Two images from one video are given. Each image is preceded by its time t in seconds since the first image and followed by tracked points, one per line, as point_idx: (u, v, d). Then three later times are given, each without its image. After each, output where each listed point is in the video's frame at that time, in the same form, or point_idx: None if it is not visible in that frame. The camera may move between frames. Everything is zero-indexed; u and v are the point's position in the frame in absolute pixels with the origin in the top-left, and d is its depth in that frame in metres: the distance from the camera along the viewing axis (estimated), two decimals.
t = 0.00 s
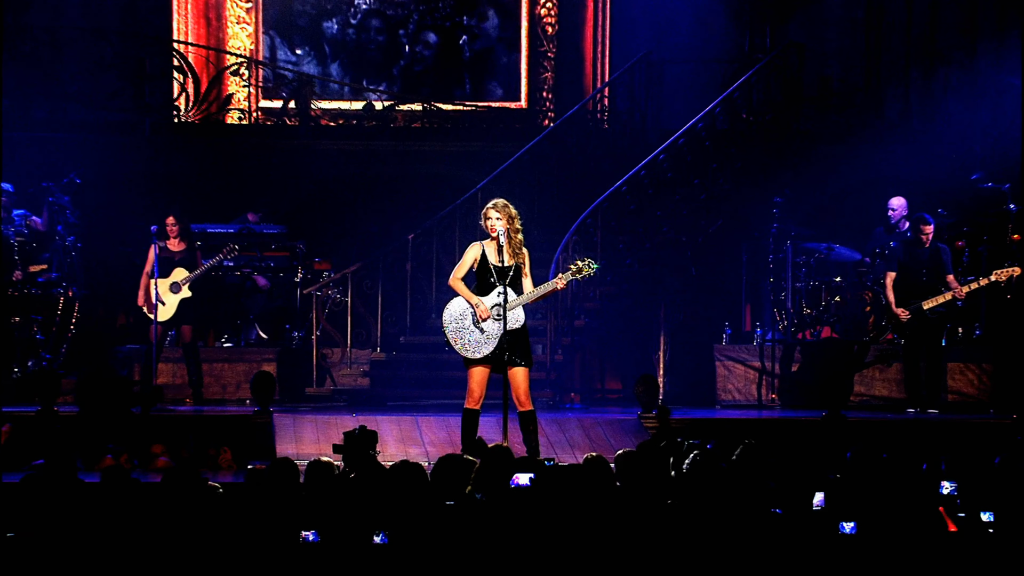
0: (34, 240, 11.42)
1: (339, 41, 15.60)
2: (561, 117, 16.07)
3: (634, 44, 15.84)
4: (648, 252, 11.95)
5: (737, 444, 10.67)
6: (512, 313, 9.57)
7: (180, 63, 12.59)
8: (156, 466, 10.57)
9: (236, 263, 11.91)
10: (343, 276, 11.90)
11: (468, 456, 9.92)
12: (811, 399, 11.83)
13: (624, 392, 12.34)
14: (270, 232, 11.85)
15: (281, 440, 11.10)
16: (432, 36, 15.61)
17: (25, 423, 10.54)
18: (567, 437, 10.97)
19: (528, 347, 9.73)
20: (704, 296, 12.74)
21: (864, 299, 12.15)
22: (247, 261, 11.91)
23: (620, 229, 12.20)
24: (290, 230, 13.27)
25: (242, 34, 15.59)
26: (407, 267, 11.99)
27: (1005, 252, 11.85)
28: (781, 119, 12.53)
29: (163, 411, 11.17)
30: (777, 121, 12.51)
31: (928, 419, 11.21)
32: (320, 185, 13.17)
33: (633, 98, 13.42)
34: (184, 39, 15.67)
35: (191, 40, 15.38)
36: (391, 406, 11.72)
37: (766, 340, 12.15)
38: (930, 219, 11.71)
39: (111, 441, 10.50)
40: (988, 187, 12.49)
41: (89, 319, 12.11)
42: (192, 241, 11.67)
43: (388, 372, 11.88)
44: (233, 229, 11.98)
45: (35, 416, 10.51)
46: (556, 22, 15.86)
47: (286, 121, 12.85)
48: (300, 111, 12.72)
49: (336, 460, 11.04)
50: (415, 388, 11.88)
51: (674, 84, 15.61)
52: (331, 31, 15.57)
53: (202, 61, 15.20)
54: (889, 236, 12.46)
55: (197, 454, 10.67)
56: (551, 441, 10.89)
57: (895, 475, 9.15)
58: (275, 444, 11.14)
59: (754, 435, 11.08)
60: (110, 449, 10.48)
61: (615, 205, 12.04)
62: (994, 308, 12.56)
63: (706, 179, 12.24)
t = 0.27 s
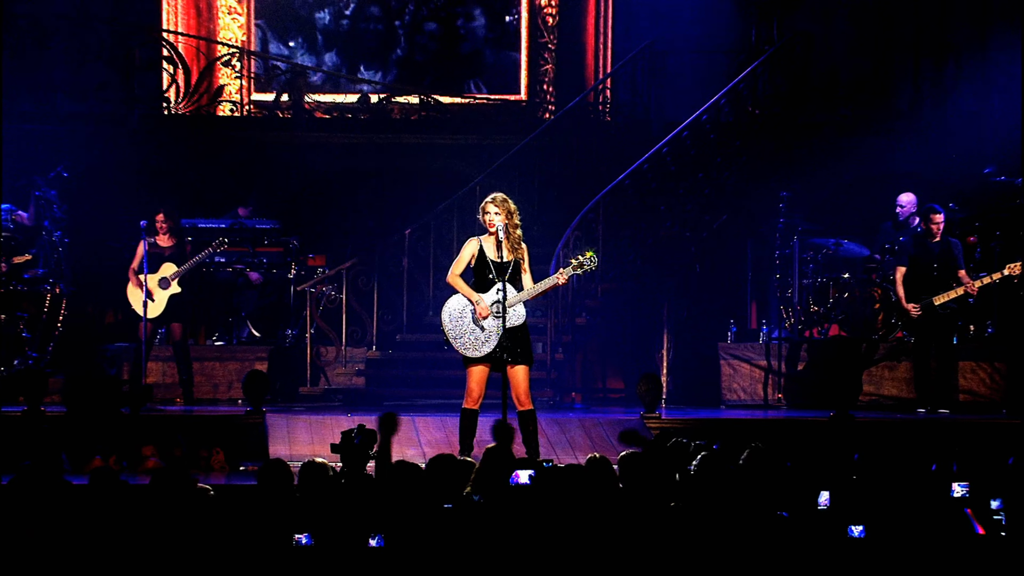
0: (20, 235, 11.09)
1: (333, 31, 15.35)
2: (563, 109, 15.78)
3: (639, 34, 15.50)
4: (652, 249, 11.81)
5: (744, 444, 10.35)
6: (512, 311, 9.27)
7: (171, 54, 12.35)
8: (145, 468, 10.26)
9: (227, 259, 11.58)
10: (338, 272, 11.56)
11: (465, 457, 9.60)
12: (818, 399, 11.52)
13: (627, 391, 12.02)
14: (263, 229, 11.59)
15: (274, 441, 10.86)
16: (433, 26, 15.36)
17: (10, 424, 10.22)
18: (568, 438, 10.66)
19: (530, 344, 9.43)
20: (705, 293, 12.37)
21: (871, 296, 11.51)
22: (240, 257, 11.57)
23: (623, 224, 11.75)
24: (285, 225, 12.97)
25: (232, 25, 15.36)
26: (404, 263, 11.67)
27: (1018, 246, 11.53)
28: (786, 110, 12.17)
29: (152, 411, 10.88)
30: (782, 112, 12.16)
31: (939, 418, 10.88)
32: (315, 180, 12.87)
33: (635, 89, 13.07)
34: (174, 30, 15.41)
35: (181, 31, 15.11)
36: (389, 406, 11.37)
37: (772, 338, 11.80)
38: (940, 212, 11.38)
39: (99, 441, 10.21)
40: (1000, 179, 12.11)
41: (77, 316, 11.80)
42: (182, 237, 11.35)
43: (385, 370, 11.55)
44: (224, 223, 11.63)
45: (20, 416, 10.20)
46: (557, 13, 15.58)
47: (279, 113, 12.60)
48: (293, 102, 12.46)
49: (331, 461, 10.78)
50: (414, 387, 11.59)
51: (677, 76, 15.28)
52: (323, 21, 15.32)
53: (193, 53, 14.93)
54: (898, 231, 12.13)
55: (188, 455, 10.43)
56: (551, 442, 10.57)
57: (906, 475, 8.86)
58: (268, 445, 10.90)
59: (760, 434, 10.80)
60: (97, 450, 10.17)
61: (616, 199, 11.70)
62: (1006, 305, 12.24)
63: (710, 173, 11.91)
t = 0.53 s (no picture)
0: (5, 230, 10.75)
1: (327, 21, 15.04)
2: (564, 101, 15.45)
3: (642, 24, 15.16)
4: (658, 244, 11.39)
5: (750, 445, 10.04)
6: (513, 309, 8.95)
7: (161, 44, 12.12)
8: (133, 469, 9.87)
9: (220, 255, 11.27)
10: (333, 269, 11.26)
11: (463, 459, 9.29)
12: (827, 399, 11.22)
13: (630, 391, 11.73)
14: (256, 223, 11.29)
15: (267, 442, 10.57)
16: (432, 15, 15.03)
17: None
18: (569, 439, 10.37)
19: (531, 344, 9.11)
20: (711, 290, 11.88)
21: (882, 293, 11.29)
22: (232, 253, 11.33)
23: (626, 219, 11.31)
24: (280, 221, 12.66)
25: (224, 15, 15.10)
26: (401, 260, 11.28)
27: None
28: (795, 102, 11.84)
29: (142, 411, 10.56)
30: (790, 104, 11.82)
31: (951, 419, 10.58)
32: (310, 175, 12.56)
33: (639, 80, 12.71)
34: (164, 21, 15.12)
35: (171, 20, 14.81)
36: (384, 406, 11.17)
37: (779, 337, 11.51)
38: (953, 207, 11.06)
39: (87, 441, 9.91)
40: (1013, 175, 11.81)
41: (65, 314, 11.50)
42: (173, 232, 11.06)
43: (381, 370, 11.15)
44: (216, 218, 11.32)
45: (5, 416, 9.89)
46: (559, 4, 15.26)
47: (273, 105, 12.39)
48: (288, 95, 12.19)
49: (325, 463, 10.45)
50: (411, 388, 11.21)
51: (681, 69, 14.94)
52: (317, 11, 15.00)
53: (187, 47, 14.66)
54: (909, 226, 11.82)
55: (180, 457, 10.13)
56: (552, 442, 10.31)
57: (919, 479, 8.57)
58: (261, 447, 10.65)
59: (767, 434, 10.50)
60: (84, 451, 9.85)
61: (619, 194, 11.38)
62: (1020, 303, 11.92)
63: (715, 167, 11.54)
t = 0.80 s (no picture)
0: None
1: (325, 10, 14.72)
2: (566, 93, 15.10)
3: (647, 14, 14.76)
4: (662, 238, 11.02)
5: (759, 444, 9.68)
6: (513, 306, 8.59)
7: (150, 31, 11.88)
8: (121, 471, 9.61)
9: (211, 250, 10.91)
10: (328, 264, 10.91)
11: (462, 460, 8.93)
12: (838, 398, 10.84)
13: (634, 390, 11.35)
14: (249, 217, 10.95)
15: (259, 443, 10.16)
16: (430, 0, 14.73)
17: None
18: (571, 440, 10.02)
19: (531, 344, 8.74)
20: (721, 285, 11.29)
21: (895, 288, 11.00)
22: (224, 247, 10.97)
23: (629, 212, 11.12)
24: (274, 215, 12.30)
25: (214, 4, 14.70)
26: (398, 254, 10.90)
27: None
28: (804, 92, 11.48)
29: (130, 411, 10.18)
30: (800, 95, 11.48)
31: (966, 419, 10.20)
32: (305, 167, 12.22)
33: (644, 70, 12.33)
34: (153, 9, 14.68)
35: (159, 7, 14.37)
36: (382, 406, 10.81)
37: (788, 334, 11.07)
38: (968, 198, 10.66)
39: (72, 441, 9.57)
40: None
41: (51, 310, 11.14)
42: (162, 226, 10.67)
43: (378, 369, 10.76)
44: (207, 212, 11.00)
45: None
46: None
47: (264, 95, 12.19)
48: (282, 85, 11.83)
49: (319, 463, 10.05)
50: (409, 388, 10.81)
51: (686, 61, 14.56)
52: None
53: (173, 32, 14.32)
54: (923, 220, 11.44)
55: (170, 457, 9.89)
56: (554, 443, 9.98)
57: (937, 480, 8.19)
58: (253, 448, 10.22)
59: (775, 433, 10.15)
60: (69, 451, 9.50)
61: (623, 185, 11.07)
62: None
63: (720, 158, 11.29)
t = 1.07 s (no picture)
0: None
1: None
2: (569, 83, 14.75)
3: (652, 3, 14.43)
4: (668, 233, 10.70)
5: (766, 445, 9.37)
6: (514, 304, 8.28)
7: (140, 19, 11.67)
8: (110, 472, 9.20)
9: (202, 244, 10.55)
10: (322, 259, 10.60)
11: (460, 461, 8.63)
12: (848, 396, 10.55)
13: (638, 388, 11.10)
14: (242, 211, 10.66)
15: (253, 444, 9.91)
16: None
17: None
18: (573, 440, 9.75)
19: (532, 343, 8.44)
20: (725, 281, 11.11)
21: (906, 284, 10.80)
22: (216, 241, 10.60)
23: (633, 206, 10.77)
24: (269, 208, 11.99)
25: None
26: (395, 250, 10.57)
27: None
28: (815, 82, 11.13)
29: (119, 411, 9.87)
30: (811, 85, 11.13)
31: (980, 419, 9.89)
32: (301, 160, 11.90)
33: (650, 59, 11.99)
34: None
35: None
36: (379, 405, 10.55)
37: (797, 331, 10.82)
38: (982, 192, 10.34)
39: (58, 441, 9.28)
40: None
41: (38, 305, 10.84)
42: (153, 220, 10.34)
43: (375, 368, 10.48)
44: (198, 206, 10.68)
45: None
46: None
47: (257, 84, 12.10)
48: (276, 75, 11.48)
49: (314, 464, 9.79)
50: (407, 386, 10.54)
51: (693, 51, 14.21)
52: None
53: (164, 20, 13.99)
54: (937, 213, 11.15)
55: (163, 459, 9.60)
56: (555, 443, 9.69)
57: (952, 481, 7.88)
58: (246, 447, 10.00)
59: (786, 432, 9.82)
60: (53, 451, 9.20)
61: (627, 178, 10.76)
62: None
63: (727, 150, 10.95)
